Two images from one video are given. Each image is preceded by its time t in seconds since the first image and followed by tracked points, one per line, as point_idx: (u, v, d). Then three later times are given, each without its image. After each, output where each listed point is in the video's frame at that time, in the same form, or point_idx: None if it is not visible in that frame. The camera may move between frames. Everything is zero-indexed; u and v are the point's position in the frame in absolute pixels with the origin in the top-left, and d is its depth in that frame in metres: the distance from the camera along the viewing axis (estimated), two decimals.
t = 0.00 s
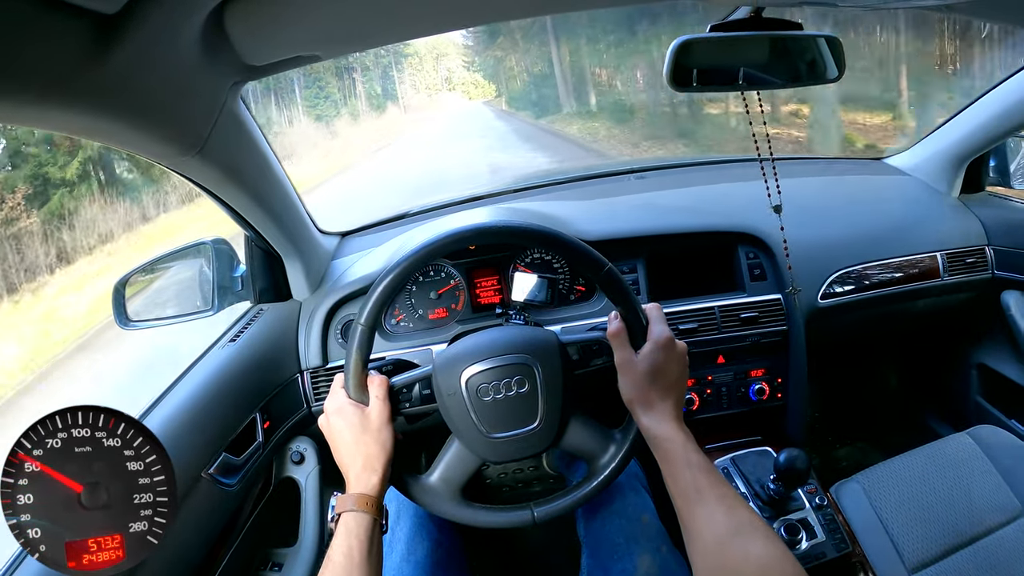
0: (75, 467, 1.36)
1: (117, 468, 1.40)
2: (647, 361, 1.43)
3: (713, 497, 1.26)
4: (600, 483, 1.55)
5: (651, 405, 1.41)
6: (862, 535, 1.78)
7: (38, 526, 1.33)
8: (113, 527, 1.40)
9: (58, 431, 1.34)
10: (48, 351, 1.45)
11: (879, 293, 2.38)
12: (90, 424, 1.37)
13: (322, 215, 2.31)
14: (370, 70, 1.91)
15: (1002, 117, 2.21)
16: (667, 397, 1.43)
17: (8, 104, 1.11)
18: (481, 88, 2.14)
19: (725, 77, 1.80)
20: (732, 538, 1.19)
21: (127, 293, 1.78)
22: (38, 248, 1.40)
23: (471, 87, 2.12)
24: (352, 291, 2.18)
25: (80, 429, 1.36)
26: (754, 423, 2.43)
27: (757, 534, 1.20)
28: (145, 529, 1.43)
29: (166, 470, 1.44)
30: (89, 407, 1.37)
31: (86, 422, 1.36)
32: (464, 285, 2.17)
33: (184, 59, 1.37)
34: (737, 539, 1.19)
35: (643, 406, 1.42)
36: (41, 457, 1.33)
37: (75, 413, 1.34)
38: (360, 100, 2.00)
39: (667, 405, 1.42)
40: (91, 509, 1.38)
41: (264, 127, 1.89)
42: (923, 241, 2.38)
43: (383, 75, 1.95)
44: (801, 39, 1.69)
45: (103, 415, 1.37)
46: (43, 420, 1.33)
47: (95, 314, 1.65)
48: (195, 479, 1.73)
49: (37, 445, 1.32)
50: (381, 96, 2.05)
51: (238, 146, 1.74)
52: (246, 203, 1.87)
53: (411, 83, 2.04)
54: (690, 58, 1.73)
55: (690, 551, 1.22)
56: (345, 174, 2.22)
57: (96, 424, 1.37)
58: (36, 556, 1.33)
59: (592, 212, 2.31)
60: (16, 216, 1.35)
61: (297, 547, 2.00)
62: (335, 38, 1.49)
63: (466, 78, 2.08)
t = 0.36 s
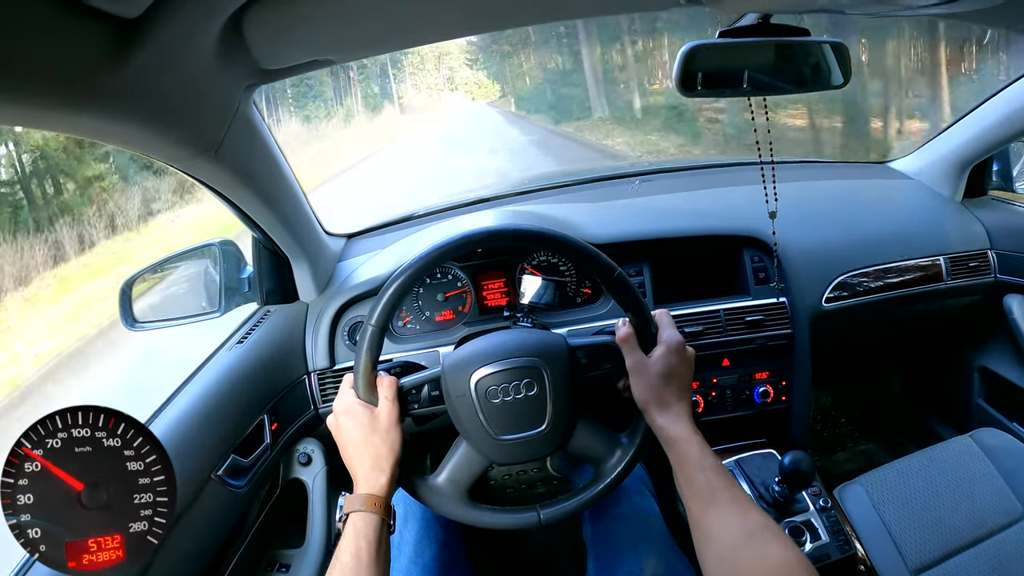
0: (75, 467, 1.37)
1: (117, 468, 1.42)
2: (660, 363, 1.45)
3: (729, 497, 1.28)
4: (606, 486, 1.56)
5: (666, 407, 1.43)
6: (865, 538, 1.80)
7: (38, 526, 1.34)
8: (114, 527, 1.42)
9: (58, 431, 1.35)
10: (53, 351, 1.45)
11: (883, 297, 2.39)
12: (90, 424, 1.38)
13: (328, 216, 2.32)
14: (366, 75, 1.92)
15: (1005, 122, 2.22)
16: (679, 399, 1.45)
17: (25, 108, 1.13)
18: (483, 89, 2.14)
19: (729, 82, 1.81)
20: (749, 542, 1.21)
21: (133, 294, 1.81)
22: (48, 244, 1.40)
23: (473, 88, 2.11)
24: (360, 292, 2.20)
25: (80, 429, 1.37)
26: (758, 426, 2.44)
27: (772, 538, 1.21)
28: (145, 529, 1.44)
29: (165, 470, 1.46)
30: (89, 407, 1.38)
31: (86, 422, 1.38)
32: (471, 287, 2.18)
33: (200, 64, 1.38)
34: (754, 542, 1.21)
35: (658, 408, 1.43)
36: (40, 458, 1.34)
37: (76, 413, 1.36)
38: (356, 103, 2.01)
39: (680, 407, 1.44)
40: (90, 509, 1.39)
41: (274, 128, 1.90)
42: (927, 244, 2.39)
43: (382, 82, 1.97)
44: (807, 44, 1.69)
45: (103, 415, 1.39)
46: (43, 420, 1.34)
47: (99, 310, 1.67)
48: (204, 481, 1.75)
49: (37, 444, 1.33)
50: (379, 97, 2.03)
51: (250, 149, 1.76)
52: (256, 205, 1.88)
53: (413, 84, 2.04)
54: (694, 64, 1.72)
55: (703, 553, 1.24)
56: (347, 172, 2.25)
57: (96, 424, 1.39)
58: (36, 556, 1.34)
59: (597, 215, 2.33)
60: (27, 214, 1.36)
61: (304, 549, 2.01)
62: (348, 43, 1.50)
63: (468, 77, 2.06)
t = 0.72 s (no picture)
0: (75, 467, 1.39)
1: (117, 468, 1.44)
2: (659, 366, 1.47)
3: (728, 498, 1.31)
4: (604, 485, 1.58)
5: (667, 408, 1.44)
6: (861, 538, 1.82)
7: (38, 526, 1.36)
8: (113, 527, 1.44)
9: (58, 431, 1.37)
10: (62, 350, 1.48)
11: (881, 299, 2.41)
12: (90, 424, 1.40)
13: (331, 216, 2.34)
14: (358, 76, 1.83)
15: (1002, 128, 2.24)
16: (678, 401, 1.47)
17: (32, 114, 1.14)
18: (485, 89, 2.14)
19: (730, 84, 1.83)
20: (748, 542, 1.23)
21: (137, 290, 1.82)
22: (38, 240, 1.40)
23: (474, 87, 2.11)
24: (362, 292, 2.22)
25: (80, 429, 1.39)
26: (755, 426, 2.46)
27: (771, 539, 1.23)
28: (145, 529, 1.47)
29: (165, 471, 1.49)
30: (89, 407, 1.40)
31: (86, 423, 1.40)
32: (472, 288, 2.21)
33: (208, 74, 1.40)
34: (753, 542, 1.23)
35: (658, 409, 1.44)
36: (40, 458, 1.35)
37: (76, 413, 1.38)
38: (350, 102, 1.92)
39: (680, 409, 1.46)
40: (90, 508, 1.41)
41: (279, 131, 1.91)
42: (926, 246, 2.41)
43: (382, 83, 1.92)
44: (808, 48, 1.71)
45: (103, 415, 1.41)
46: (44, 420, 1.36)
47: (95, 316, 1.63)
48: (206, 478, 1.77)
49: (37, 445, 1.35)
50: (372, 96, 1.97)
51: (256, 152, 1.78)
52: (260, 206, 1.90)
53: (412, 83, 1.99)
54: (694, 67, 1.74)
55: (701, 552, 1.26)
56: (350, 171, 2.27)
57: (96, 424, 1.41)
58: (36, 556, 1.36)
59: (597, 217, 2.35)
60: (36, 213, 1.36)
61: (306, 548, 2.03)
62: (354, 50, 1.51)
63: (469, 77, 2.05)
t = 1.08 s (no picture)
0: (74, 467, 1.37)
1: (118, 468, 1.42)
2: (660, 366, 1.43)
3: (729, 502, 1.27)
4: (604, 488, 1.54)
5: (667, 409, 1.41)
6: (866, 540, 1.78)
7: (38, 526, 1.34)
8: (114, 527, 1.42)
9: (59, 430, 1.35)
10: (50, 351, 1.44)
11: (884, 298, 2.37)
12: (90, 424, 1.38)
13: (327, 215, 2.30)
14: (352, 75, 1.84)
15: (1006, 125, 2.21)
16: (678, 402, 1.43)
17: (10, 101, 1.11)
18: (486, 88, 2.15)
19: (730, 82, 1.80)
20: (750, 546, 1.19)
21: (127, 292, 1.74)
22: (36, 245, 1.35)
23: (475, 87, 2.12)
24: (357, 291, 2.18)
25: (80, 429, 1.37)
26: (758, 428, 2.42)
27: (774, 543, 1.19)
28: (145, 529, 1.46)
29: (165, 471, 1.47)
30: (89, 407, 1.38)
31: (87, 422, 1.38)
32: (469, 287, 2.16)
33: (192, 57, 1.36)
34: (756, 546, 1.18)
35: (658, 411, 1.41)
36: (40, 458, 1.33)
37: (77, 413, 1.35)
38: (341, 99, 1.94)
39: (680, 410, 1.42)
40: (90, 509, 1.39)
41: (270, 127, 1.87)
42: (930, 244, 2.37)
43: (377, 83, 1.93)
44: (809, 42, 1.67)
45: (103, 415, 1.39)
46: (45, 420, 1.33)
47: (88, 316, 1.58)
48: (198, 481, 1.73)
49: (36, 445, 1.33)
50: (363, 96, 1.97)
51: (245, 145, 1.74)
52: (250, 202, 1.85)
53: (411, 83, 2.00)
54: (695, 63, 1.70)
55: (703, 556, 1.22)
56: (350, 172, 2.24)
57: (96, 424, 1.38)
58: (36, 555, 1.34)
59: (597, 214, 2.31)
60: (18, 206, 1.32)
61: (300, 552, 2.00)
62: (344, 38, 1.47)
63: (470, 76, 2.05)
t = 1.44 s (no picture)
0: (75, 466, 1.36)
1: (117, 467, 1.41)
2: (657, 367, 1.42)
3: (726, 505, 1.25)
4: (601, 490, 1.54)
5: (663, 411, 1.40)
6: (863, 541, 1.78)
7: (38, 527, 1.32)
8: (114, 527, 1.41)
9: (59, 430, 1.34)
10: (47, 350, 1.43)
11: (882, 298, 2.36)
12: (91, 424, 1.37)
13: (325, 215, 2.29)
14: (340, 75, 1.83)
15: (1005, 125, 2.20)
16: (675, 403, 1.43)
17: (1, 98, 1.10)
18: (486, 88, 2.13)
19: (730, 83, 1.80)
20: (748, 550, 1.18)
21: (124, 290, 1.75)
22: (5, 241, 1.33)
23: (475, 86, 2.10)
24: (353, 291, 2.18)
25: (80, 429, 1.36)
26: (756, 428, 2.42)
27: (771, 547, 1.18)
28: (145, 529, 1.45)
29: (166, 470, 1.47)
30: (89, 407, 1.37)
31: (87, 422, 1.37)
32: (465, 287, 2.16)
33: (183, 55, 1.35)
34: (752, 550, 1.18)
35: (655, 412, 1.40)
36: (41, 458, 1.32)
37: (77, 413, 1.35)
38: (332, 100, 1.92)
39: (677, 411, 1.41)
40: (90, 509, 1.38)
41: (266, 127, 1.86)
42: (929, 245, 2.37)
43: (371, 82, 1.91)
44: (807, 41, 1.66)
45: (103, 415, 1.38)
46: (45, 420, 1.33)
47: (81, 318, 1.58)
48: (193, 482, 1.72)
49: (37, 445, 1.32)
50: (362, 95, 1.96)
51: (238, 144, 1.73)
52: (245, 201, 1.84)
53: (407, 83, 1.98)
54: (693, 61, 1.69)
55: (702, 561, 1.22)
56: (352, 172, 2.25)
57: (96, 424, 1.38)
58: (36, 555, 1.33)
59: (595, 214, 2.30)
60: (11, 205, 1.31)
61: (295, 554, 1.98)
62: (338, 36, 1.46)
63: (469, 75, 2.05)
